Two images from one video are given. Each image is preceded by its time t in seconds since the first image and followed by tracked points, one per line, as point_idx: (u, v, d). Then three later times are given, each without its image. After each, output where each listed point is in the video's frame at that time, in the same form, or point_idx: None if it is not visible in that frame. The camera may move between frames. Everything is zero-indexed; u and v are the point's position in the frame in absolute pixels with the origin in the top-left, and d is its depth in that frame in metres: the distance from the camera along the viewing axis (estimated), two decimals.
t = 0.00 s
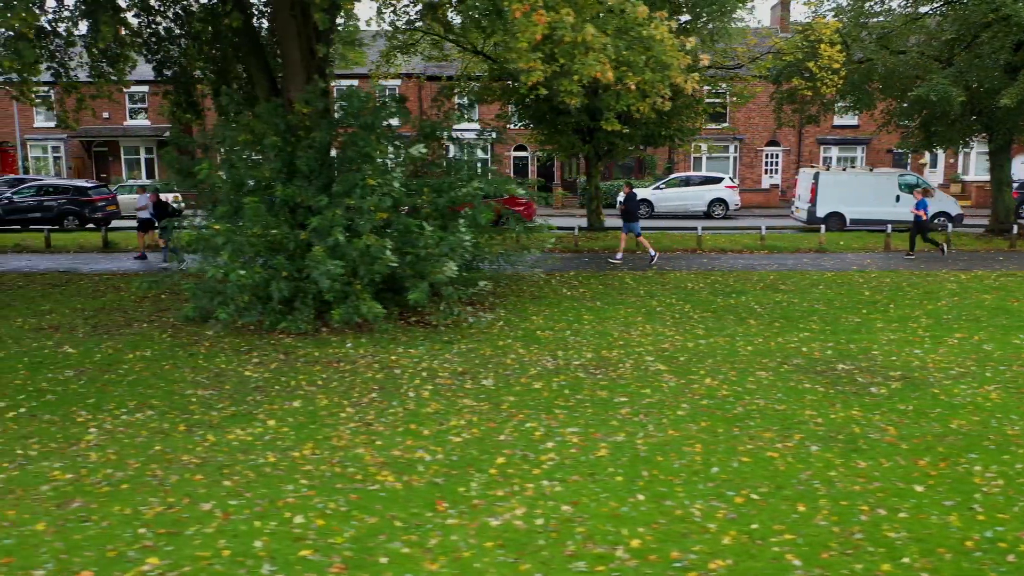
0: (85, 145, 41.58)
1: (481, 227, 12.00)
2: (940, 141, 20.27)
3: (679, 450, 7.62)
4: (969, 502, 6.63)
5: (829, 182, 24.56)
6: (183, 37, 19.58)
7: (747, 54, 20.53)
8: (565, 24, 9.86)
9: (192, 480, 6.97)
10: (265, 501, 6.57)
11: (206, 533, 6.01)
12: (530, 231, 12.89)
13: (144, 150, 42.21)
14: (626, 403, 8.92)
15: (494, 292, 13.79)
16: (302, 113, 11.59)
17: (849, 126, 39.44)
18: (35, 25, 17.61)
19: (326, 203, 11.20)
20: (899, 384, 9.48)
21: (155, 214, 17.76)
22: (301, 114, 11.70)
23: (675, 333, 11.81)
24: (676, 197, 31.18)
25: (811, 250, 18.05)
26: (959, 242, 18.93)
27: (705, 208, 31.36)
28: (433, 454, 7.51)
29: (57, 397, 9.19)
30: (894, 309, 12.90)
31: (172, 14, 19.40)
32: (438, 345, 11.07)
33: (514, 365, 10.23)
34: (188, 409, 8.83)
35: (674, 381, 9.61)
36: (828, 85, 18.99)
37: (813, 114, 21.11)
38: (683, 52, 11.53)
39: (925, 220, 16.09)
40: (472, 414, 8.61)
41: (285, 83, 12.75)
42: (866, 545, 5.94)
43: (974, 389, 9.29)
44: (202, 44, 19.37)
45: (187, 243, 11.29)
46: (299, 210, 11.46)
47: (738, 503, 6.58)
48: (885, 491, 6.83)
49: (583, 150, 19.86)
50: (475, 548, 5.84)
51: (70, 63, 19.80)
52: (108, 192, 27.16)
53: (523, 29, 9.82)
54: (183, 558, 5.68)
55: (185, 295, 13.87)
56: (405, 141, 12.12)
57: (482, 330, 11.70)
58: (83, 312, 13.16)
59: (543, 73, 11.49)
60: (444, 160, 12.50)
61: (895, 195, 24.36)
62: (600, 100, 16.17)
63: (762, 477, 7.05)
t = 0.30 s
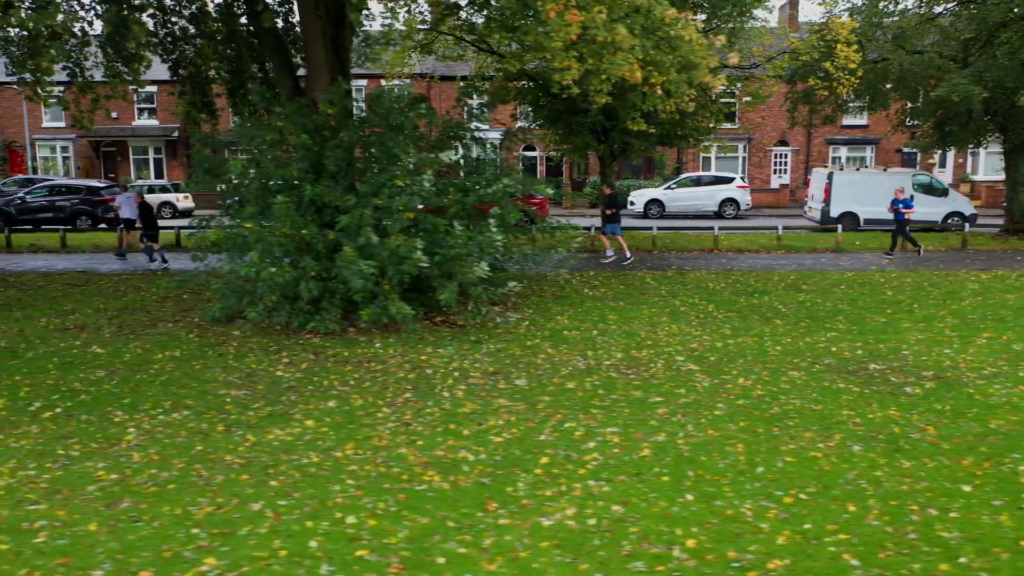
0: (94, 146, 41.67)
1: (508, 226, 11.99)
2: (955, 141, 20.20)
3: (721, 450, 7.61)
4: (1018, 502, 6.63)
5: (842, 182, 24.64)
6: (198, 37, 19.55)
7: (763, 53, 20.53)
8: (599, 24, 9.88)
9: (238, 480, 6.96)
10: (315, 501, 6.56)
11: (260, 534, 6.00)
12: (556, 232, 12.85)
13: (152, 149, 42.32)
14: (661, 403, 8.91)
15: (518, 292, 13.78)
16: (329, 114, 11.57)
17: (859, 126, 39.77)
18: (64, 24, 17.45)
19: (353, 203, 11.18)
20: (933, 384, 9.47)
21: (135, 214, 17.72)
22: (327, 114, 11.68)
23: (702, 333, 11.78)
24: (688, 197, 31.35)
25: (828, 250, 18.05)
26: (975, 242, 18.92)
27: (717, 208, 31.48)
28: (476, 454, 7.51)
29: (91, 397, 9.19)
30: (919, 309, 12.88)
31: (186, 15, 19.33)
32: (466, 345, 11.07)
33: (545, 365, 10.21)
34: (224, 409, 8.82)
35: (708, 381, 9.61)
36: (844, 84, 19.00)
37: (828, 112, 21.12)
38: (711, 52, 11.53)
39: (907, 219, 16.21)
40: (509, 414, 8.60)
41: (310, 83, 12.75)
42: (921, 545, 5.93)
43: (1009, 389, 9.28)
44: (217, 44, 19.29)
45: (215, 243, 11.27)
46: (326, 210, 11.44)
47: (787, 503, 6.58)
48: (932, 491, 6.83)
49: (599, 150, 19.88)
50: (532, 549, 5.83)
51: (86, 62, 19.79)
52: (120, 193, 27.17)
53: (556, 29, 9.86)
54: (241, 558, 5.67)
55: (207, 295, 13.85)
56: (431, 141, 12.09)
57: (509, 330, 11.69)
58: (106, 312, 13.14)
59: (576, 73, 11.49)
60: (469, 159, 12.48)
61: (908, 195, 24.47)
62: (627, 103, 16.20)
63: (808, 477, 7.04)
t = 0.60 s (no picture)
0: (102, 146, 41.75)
1: (535, 226, 12.00)
2: (969, 141, 20.02)
3: (763, 450, 7.60)
4: None
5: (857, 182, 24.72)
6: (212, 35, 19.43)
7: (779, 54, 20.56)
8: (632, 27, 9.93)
9: (284, 480, 6.94)
10: (363, 501, 6.55)
11: (313, 534, 5.98)
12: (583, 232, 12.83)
13: (161, 150, 42.28)
14: (697, 403, 8.90)
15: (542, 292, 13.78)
16: (355, 113, 11.55)
17: (867, 126, 39.98)
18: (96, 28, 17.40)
19: (381, 203, 11.16)
20: (968, 384, 9.46)
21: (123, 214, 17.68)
22: (353, 114, 11.67)
23: (729, 333, 11.77)
24: (698, 197, 31.40)
25: (845, 250, 18.04)
26: (992, 241, 18.92)
27: (727, 208, 31.53)
28: (519, 454, 7.49)
29: (124, 397, 9.17)
30: (944, 309, 12.86)
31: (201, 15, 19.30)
32: (495, 345, 11.05)
33: (576, 366, 10.20)
34: (260, 409, 8.81)
35: (741, 381, 9.60)
36: (861, 84, 19.00)
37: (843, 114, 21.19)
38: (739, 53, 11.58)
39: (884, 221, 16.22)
40: (546, 414, 8.58)
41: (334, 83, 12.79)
42: (977, 545, 5.91)
43: None
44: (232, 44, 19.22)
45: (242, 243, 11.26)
46: (353, 210, 11.43)
47: (837, 503, 6.56)
48: (981, 491, 6.81)
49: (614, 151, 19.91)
50: (587, 549, 5.81)
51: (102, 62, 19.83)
52: (133, 193, 27.20)
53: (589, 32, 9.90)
54: (297, 558, 5.64)
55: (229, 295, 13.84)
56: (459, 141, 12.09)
57: (536, 330, 11.68)
58: (129, 312, 13.13)
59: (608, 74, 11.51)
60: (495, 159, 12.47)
61: (923, 195, 24.87)
62: (662, 92, 16.19)
63: (854, 477, 7.03)
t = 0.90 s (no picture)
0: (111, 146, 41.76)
1: (561, 227, 12.01)
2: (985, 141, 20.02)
3: (805, 450, 7.59)
4: None
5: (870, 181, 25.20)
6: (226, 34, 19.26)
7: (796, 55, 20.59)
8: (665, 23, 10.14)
9: (329, 481, 6.92)
10: (412, 502, 6.53)
11: (366, 535, 5.96)
12: (607, 232, 12.82)
13: (169, 150, 42.27)
14: (732, 403, 8.89)
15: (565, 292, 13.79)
16: (381, 114, 11.54)
17: (877, 126, 40.08)
18: (128, 29, 17.36)
19: (408, 203, 11.14)
20: (1003, 384, 9.45)
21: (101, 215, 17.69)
22: (379, 114, 11.65)
23: (756, 333, 11.76)
24: (709, 197, 31.43)
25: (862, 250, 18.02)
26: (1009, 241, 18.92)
27: (738, 208, 31.56)
28: (562, 455, 7.48)
29: (158, 397, 9.16)
30: (970, 309, 12.86)
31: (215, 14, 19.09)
32: (523, 345, 11.03)
33: (607, 366, 10.18)
34: (295, 410, 8.79)
35: (775, 381, 9.58)
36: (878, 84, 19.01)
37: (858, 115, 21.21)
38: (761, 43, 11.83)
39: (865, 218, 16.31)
40: (583, 414, 8.57)
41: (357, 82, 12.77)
42: None
43: None
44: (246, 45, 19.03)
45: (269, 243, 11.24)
46: (379, 211, 11.41)
47: (886, 503, 6.54)
48: None
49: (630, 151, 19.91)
50: (644, 550, 5.80)
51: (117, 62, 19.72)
52: (144, 192, 27.18)
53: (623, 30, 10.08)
54: (353, 559, 5.63)
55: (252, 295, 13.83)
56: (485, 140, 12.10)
57: (563, 330, 11.67)
58: (151, 312, 13.11)
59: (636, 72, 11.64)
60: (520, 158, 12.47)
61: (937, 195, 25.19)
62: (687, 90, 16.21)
63: (900, 478, 7.01)
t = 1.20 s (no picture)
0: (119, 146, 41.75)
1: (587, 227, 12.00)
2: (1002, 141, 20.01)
3: (847, 451, 7.57)
4: None
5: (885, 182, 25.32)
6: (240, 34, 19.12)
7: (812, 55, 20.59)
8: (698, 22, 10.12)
9: (375, 481, 6.90)
10: (461, 502, 6.51)
11: (420, 536, 5.94)
12: (631, 232, 12.82)
13: (178, 150, 42.25)
14: (768, 404, 8.88)
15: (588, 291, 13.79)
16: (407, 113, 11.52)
17: (886, 126, 40.10)
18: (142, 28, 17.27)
19: (436, 203, 11.13)
20: None
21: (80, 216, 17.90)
22: (405, 114, 11.64)
23: (783, 333, 11.75)
24: (720, 198, 31.44)
25: (879, 250, 18.01)
26: None
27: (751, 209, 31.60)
28: (605, 455, 7.46)
29: (192, 398, 9.14)
30: (995, 308, 12.85)
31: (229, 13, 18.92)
32: (551, 345, 11.02)
33: (637, 366, 10.17)
34: (331, 410, 8.78)
35: (809, 382, 9.57)
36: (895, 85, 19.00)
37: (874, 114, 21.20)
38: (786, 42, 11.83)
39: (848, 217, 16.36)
40: (620, 414, 8.56)
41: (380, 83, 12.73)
42: None
43: None
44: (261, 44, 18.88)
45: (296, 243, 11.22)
46: (406, 211, 11.39)
47: (936, 504, 6.53)
48: None
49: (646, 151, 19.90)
50: (699, 550, 5.78)
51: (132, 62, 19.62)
52: (155, 193, 27.18)
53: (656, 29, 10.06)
54: (410, 560, 5.61)
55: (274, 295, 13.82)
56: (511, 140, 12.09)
57: (589, 330, 11.65)
58: (175, 312, 13.09)
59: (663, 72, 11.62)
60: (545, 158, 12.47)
61: (951, 195, 25.28)
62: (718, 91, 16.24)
63: (945, 478, 7.00)
